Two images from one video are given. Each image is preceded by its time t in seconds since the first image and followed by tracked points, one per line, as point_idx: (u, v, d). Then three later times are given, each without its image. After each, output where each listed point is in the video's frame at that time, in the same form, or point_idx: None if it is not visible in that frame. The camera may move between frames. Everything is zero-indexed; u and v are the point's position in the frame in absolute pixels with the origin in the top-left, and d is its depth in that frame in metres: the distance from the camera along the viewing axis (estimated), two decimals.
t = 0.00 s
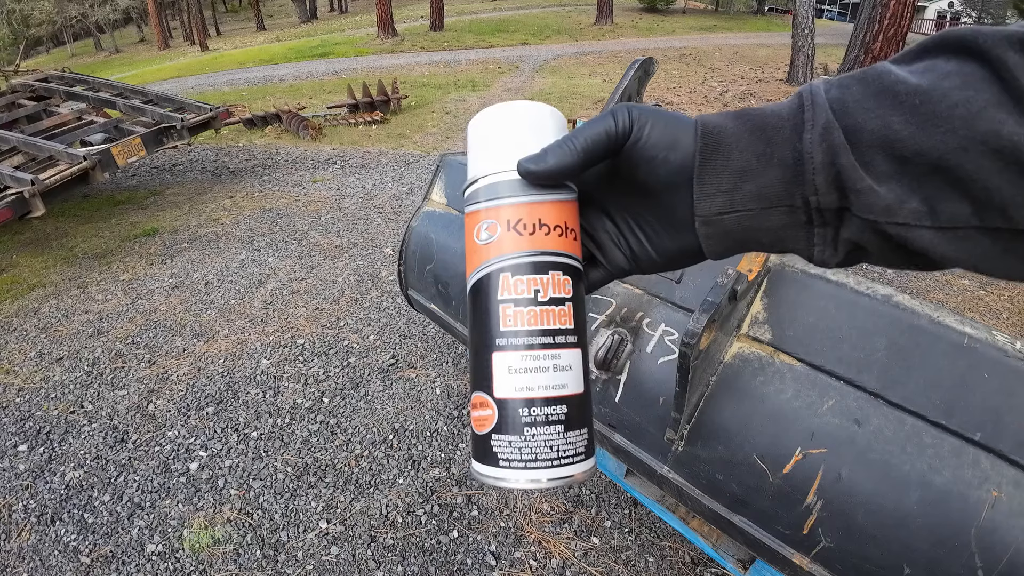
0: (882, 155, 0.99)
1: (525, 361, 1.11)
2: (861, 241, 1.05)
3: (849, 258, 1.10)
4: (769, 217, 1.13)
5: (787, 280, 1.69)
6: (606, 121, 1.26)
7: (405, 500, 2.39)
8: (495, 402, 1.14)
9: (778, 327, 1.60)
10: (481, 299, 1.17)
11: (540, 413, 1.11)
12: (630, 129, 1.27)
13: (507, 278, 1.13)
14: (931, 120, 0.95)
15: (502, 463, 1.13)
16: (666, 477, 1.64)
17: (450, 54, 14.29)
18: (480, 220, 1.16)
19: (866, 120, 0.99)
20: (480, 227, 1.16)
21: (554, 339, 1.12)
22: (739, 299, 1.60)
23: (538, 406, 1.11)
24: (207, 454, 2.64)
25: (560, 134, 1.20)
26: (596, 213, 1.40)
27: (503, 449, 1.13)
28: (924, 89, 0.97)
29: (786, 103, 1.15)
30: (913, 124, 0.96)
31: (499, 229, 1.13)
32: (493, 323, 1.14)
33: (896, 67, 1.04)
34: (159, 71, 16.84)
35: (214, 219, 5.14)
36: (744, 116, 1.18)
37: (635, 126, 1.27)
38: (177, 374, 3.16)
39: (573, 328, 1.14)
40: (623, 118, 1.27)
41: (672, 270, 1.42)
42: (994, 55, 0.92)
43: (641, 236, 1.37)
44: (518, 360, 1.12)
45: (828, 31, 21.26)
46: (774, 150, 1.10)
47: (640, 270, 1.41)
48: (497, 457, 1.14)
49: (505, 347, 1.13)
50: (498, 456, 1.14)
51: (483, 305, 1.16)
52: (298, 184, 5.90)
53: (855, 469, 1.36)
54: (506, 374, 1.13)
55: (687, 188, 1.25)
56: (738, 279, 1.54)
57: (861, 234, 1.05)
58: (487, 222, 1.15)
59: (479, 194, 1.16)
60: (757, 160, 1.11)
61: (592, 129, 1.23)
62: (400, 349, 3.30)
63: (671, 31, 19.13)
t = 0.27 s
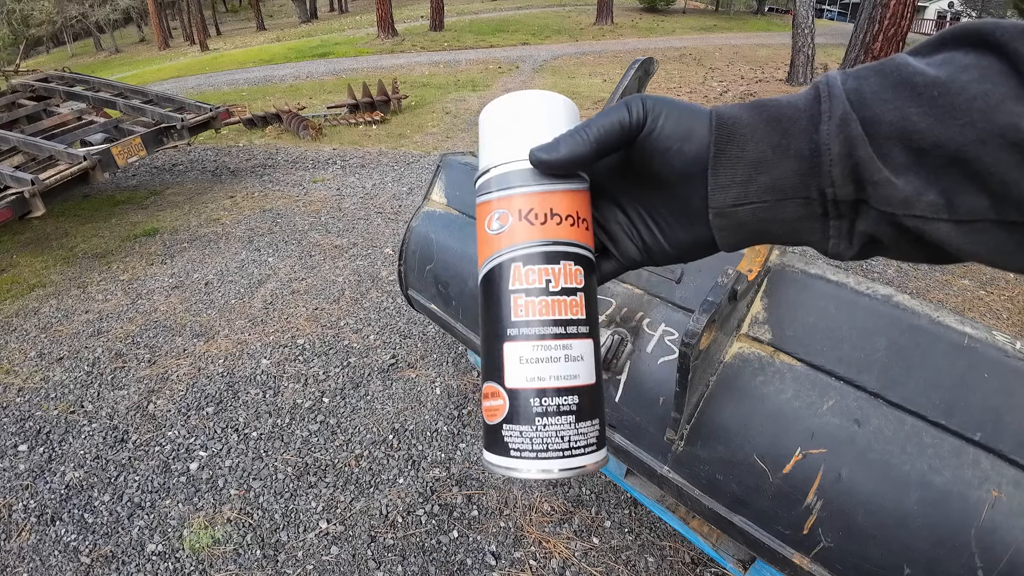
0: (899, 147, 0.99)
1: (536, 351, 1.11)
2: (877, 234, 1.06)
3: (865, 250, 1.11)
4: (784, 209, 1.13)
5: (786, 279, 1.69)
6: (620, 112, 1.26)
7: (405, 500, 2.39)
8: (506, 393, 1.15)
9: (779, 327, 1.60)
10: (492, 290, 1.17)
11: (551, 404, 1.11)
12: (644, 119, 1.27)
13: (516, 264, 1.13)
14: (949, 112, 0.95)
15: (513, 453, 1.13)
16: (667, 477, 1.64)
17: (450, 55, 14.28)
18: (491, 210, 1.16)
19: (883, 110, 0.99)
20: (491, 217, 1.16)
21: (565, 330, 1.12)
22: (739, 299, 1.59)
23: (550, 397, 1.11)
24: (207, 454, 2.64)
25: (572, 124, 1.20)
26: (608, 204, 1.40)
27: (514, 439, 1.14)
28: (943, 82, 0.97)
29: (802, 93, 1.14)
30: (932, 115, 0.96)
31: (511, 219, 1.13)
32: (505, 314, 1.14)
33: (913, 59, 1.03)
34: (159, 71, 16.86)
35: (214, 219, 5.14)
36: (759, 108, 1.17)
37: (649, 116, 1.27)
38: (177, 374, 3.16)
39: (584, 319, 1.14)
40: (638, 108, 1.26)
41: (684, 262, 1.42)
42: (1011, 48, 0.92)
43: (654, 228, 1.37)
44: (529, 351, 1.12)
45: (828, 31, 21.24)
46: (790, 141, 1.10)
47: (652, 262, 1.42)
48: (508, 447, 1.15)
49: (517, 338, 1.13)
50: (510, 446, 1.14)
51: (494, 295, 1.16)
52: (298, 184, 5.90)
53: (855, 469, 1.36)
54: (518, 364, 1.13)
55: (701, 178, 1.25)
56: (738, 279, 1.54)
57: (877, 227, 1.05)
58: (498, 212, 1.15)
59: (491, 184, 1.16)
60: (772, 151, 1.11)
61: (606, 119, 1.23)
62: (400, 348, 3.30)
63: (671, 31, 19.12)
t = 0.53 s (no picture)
0: (909, 148, 0.99)
1: (546, 352, 1.11)
2: (886, 234, 1.06)
3: (874, 251, 1.11)
4: (792, 210, 1.13)
5: (786, 279, 1.68)
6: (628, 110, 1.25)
7: (405, 500, 2.39)
8: (514, 394, 1.15)
9: (779, 328, 1.60)
10: (499, 290, 1.16)
11: (560, 405, 1.11)
12: (653, 118, 1.27)
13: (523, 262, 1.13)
14: (958, 113, 0.95)
15: (521, 454, 1.13)
16: (667, 477, 1.64)
17: (450, 55, 14.28)
18: (498, 210, 1.15)
19: (892, 110, 0.99)
20: (498, 217, 1.15)
21: (574, 330, 1.12)
22: (739, 299, 1.59)
23: (558, 398, 1.11)
24: (207, 453, 2.64)
25: (579, 123, 1.19)
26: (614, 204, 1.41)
27: (522, 440, 1.13)
28: (953, 82, 0.96)
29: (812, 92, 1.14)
30: (941, 116, 0.96)
31: (518, 219, 1.13)
32: (512, 315, 1.14)
33: (922, 59, 1.03)
34: (159, 71, 16.86)
35: (214, 219, 5.14)
36: (768, 107, 1.17)
37: (658, 115, 1.27)
38: (177, 374, 3.16)
39: (593, 319, 1.14)
40: (646, 107, 1.26)
41: (691, 262, 1.42)
42: (1020, 49, 0.92)
43: (661, 228, 1.37)
44: (537, 352, 1.12)
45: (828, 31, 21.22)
46: (799, 141, 1.09)
47: (659, 262, 1.42)
48: (516, 449, 1.14)
49: (525, 339, 1.12)
50: (518, 448, 1.14)
51: (501, 296, 1.16)
52: (299, 184, 5.90)
53: (855, 469, 1.36)
54: (526, 364, 1.13)
55: (709, 178, 1.25)
56: (738, 279, 1.53)
57: (886, 228, 1.05)
58: (506, 212, 1.14)
59: (497, 183, 1.15)
60: (780, 151, 1.11)
61: (614, 118, 1.23)
62: (400, 348, 3.30)
63: (671, 31, 19.11)
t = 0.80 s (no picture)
0: (951, 138, 0.97)
1: (604, 330, 1.05)
2: (924, 223, 1.04)
3: (910, 240, 1.09)
4: (834, 195, 1.10)
5: (786, 278, 1.66)
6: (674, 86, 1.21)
7: (405, 500, 2.39)
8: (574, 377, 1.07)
9: (779, 328, 1.59)
10: (544, 271, 1.11)
11: (622, 385, 1.05)
12: (698, 94, 1.22)
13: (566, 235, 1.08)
14: (1000, 106, 0.93)
15: (586, 442, 1.06)
16: (667, 477, 1.66)
17: (450, 55, 14.29)
18: (538, 188, 1.12)
19: (936, 101, 0.97)
20: (539, 195, 1.11)
21: (630, 306, 1.06)
22: (739, 300, 1.58)
23: (620, 377, 1.05)
24: (207, 453, 2.64)
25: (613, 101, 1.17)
26: (649, 186, 1.36)
27: (585, 428, 1.06)
28: (993, 76, 0.95)
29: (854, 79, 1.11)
30: (983, 110, 0.94)
31: (562, 195, 1.09)
32: (562, 294, 1.08)
33: (962, 52, 1.01)
34: (159, 71, 16.85)
35: (214, 219, 5.14)
36: (811, 90, 1.14)
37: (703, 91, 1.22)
38: (177, 374, 3.16)
39: (648, 294, 1.08)
40: (692, 83, 1.21)
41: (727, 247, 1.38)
42: None
43: (697, 212, 1.33)
44: (595, 330, 1.05)
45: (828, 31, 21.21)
46: (842, 127, 1.06)
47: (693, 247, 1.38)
48: (579, 437, 1.07)
49: (580, 318, 1.06)
50: (581, 435, 1.07)
51: (546, 277, 1.11)
52: (299, 184, 5.90)
53: (855, 468, 1.36)
54: (584, 345, 1.06)
55: (750, 159, 1.21)
56: (738, 279, 1.52)
57: (926, 217, 1.03)
58: (547, 189, 1.11)
59: (534, 162, 1.12)
60: (821, 136, 1.08)
61: (658, 93, 1.18)
62: (400, 348, 3.30)
63: (671, 31, 19.10)
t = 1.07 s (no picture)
0: None
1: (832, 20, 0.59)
2: None
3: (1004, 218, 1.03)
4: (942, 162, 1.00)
5: (786, 277, 1.63)
6: None
7: (405, 500, 2.39)
8: None
9: (779, 328, 1.58)
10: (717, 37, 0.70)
11: None
12: None
13: (769, 123, 0.59)
14: None
15: None
16: (667, 477, 1.66)
17: (449, 55, 14.29)
18: None
19: None
20: None
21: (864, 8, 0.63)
22: (739, 299, 1.54)
23: None
24: (207, 453, 2.64)
25: None
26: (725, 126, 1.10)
27: None
28: None
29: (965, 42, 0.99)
30: None
31: None
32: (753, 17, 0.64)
33: None
34: (159, 71, 16.86)
35: (214, 219, 5.14)
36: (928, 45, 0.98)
37: None
38: (177, 374, 3.16)
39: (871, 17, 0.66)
40: None
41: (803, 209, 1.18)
42: None
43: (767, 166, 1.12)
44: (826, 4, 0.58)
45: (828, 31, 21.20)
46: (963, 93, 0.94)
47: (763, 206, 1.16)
48: None
49: None
50: None
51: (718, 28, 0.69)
52: (299, 184, 5.90)
53: (855, 469, 1.37)
54: None
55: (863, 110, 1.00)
56: (739, 279, 1.48)
57: None
58: None
59: None
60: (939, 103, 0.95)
61: None
62: (400, 348, 3.30)
63: (671, 31, 19.10)
